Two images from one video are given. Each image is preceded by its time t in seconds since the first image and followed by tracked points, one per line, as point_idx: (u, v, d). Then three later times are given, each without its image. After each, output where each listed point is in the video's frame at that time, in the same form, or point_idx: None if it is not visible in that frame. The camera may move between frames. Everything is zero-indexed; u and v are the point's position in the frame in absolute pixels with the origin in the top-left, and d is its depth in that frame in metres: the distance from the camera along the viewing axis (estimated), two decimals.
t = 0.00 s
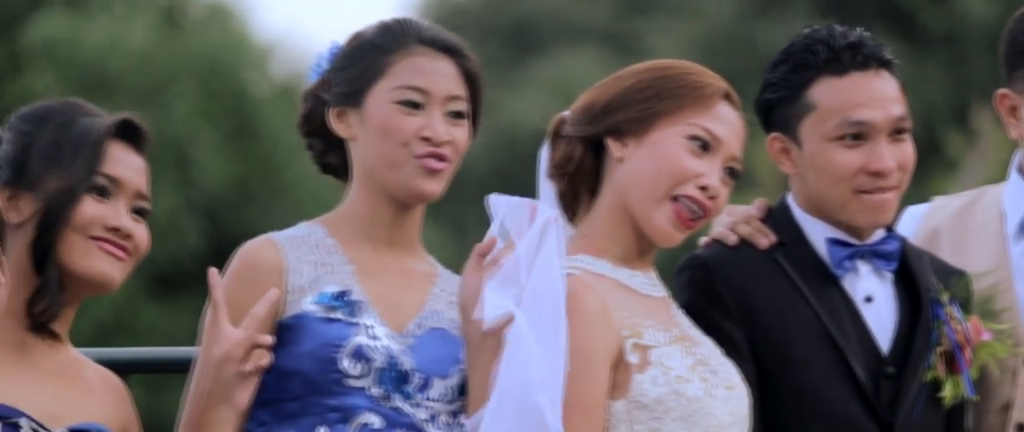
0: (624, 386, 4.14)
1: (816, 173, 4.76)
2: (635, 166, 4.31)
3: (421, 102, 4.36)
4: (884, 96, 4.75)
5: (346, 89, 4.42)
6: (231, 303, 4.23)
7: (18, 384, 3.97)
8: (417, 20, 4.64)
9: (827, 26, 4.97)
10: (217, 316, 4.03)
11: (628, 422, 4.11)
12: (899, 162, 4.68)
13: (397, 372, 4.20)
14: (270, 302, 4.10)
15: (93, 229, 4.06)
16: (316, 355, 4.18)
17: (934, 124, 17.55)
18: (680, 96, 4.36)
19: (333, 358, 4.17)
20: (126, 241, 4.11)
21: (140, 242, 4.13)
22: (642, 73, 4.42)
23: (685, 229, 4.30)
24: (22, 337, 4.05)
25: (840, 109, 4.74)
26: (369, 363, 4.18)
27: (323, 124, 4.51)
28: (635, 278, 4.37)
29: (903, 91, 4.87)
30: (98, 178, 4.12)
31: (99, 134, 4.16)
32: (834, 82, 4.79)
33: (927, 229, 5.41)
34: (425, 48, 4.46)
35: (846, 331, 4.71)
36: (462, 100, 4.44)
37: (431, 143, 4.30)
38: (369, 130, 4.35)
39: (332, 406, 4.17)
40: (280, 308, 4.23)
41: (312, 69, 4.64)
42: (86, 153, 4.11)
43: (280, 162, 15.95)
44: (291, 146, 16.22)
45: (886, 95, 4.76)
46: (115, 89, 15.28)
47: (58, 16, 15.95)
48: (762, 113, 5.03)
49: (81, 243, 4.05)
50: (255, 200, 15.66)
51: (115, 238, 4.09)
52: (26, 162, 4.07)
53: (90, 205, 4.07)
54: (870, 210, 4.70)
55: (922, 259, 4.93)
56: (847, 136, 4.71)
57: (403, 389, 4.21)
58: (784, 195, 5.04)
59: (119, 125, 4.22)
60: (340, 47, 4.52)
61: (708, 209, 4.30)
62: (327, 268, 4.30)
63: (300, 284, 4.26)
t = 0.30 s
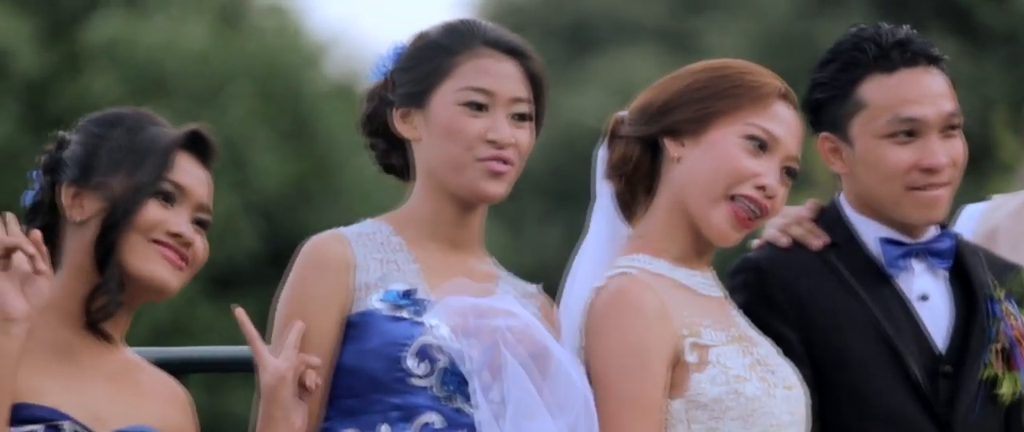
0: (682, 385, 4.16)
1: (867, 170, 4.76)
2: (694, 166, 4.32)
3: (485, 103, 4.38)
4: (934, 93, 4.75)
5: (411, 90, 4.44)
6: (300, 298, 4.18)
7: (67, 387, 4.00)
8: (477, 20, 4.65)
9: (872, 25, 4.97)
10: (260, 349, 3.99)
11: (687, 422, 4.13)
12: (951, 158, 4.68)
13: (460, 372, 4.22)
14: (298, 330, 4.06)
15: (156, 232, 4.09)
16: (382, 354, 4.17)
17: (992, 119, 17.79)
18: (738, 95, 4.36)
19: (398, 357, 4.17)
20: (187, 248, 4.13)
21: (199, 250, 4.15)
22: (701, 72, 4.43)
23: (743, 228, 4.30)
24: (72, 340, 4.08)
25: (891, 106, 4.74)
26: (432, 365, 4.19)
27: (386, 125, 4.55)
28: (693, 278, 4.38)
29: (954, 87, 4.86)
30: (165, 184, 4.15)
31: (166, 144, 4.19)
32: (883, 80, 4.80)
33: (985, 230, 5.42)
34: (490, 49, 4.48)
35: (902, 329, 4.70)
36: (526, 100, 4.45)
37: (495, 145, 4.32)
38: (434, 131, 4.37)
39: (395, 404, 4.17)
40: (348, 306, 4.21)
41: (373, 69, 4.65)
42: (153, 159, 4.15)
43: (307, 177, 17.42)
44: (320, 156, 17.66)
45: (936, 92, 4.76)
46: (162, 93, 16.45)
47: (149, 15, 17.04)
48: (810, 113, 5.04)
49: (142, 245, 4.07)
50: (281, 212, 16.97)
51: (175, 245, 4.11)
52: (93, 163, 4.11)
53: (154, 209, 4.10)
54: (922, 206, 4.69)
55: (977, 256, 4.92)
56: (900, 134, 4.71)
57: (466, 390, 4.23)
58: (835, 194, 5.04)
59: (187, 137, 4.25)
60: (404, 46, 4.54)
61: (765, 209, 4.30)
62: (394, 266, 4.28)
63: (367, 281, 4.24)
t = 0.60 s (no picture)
0: (745, 384, 4.14)
1: (925, 170, 4.75)
2: (756, 164, 4.31)
3: (548, 102, 4.38)
4: (990, 90, 4.74)
5: (478, 90, 4.46)
6: (368, 295, 4.26)
7: (127, 387, 4.03)
8: (545, 22, 4.66)
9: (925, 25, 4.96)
10: (314, 356, 4.03)
11: (750, 422, 4.12)
12: (1009, 156, 4.66)
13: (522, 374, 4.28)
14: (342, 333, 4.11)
15: (221, 238, 4.10)
16: (441, 353, 4.26)
17: None
18: (801, 93, 4.34)
19: (457, 356, 4.25)
20: (249, 254, 4.14)
21: (262, 257, 4.16)
22: (764, 70, 4.42)
23: (805, 227, 4.30)
24: (139, 341, 4.13)
25: (948, 106, 4.73)
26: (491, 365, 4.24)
27: (452, 126, 4.56)
28: (756, 276, 4.37)
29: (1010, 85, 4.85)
30: (233, 190, 4.16)
31: (236, 150, 4.23)
32: (939, 79, 4.78)
33: None
34: (554, 49, 4.48)
35: (964, 328, 4.69)
36: (591, 99, 4.45)
37: (559, 142, 4.33)
38: (498, 130, 4.39)
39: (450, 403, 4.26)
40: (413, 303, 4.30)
41: (443, 72, 4.68)
42: (221, 166, 4.18)
43: (392, 159, 14.78)
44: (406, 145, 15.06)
45: (993, 89, 4.74)
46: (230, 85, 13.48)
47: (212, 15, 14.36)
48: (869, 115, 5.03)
49: (205, 251, 4.09)
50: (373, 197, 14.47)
51: (238, 251, 4.12)
52: (163, 164, 4.18)
53: (221, 214, 4.12)
54: (982, 204, 4.68)
55: None
56: (956, 133, 4.70)
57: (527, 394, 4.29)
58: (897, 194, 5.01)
59: (258, 145, 4.27)
60: (472, 49, 4.56)
61: (827, 208, 4.30)
62: (459, 264, 4.36)
63: (431, 278, 4.32)
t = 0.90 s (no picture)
0: (815, 380, 4.12)
1: (991, 165, 4.71)
2: (826, 160, 4.28)
3: (614, 96, 4.36)
4: None
5: (545, 84, 4.45)
6: (433, 294, 4.26)
7: (193, 387, 4.01)
8: (615, 17, 4.64)
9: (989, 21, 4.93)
10: (373, 350, 4.01)
11: (819, 418, 4.11)
12: None
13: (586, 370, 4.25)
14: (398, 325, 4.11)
15: (285, 237, 4.09)
16: (503, 350, 4.24)
17: None
18: (869, 87, 4.32)
19: (520, 353, 4.23)
20: (313, 252, 4.13)
21: (325, 254, 4.15)
22: (833, 65, 4.39)
23: (874, 222, 4.27)
24: (202, 340, 4.12)
25: (1011, 100, 4.70)
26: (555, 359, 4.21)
27: (521, 123, 4.55)
28: (825, 272, 4.33)
29: None
30: (297, 188, 4.15)
31: (299, 147, 4.21)
32: (1002, 74, 4.75)
33: None
34: (620, 43, 4.46)
35: None
36: (658, 93, 4.43)
37: (624, 136, 4.31)
38: (565, 125, 4.37)
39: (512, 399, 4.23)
40: (477, 300, 4.29)
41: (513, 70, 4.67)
42: (285, 163, 4.16)
43: (454, 154, 14.91)
44: (471, 139, 15.20)
45: None
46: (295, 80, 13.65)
47: (278, 11, 14.53)
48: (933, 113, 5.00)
49: (272, 251, 4.08)
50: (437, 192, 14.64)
51: (302, 249, 4.12)
52: (227, 161, 4.18)
53: (285, 213, 4.11)
54: None
55: None
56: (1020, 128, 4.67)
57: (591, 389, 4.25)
58: (964, 190, 4.97)
59: (321, 142, 4.25)
60: (541, 46, 4.54)
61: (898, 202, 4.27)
62: (522, 262, 4.34)
63: (494, 276, 4.31)
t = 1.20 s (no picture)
0: (895, 376, 4.08)
1: None
2: (905, 155, 4.24)
3: (692, 91, 4.34)
4: None
5: (623, 80, 4.43)
6: (514, 292, 4.26)
7: (271, 382, 4.02)
8: (691, 11, 4.60)
9: None
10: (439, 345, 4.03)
11: (899, 414, 4.07)
12: None
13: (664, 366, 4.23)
14: (461, 322, 4.11)
15: (355, 235, 4.11)
16: (584, 345, 4.22)
17: None
18: (949, 81, 4.27)
19: (600, 349, 4.21)
20: (385, 250, 4.14)
21: (397, 251, 4.16)
22: (911, 58, 4.35)
23: (951, 217, 4.24)
24: (280, 337, 4.13)
25: None
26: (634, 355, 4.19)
27: (598, 116, 4.52)
28: (905, 267, 4.29)
29: None
30: (369, 186, 4.15)
31: (373, 141, 4.20)
32: None
33: None
34: (698, 38, 4.43)
35: None
36: (738, 88, 4.40)
37: (703, 131, 4.29)
38: (643, 120, 4.35)
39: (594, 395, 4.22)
40: (557, 297, 4.28)
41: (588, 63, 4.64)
42: (359, 157, 4.15)
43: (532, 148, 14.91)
44: (552, 129, 15.21)
45: None
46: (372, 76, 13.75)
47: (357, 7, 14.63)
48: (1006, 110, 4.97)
49: (341, 249, 4.09)
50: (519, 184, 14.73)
51: (373, 247, 4.13)
52: (297, 157, 4.16)
53: (358, 211, 4.11)
54: None
55: None
56: None
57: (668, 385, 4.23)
58: None
59: (394, 138, 4.25)
60: (617, 41, 4.51)
61: (976, 197, 4.24)
62: (600, 258, 4.32)
63: (573, 273, 4.30)
